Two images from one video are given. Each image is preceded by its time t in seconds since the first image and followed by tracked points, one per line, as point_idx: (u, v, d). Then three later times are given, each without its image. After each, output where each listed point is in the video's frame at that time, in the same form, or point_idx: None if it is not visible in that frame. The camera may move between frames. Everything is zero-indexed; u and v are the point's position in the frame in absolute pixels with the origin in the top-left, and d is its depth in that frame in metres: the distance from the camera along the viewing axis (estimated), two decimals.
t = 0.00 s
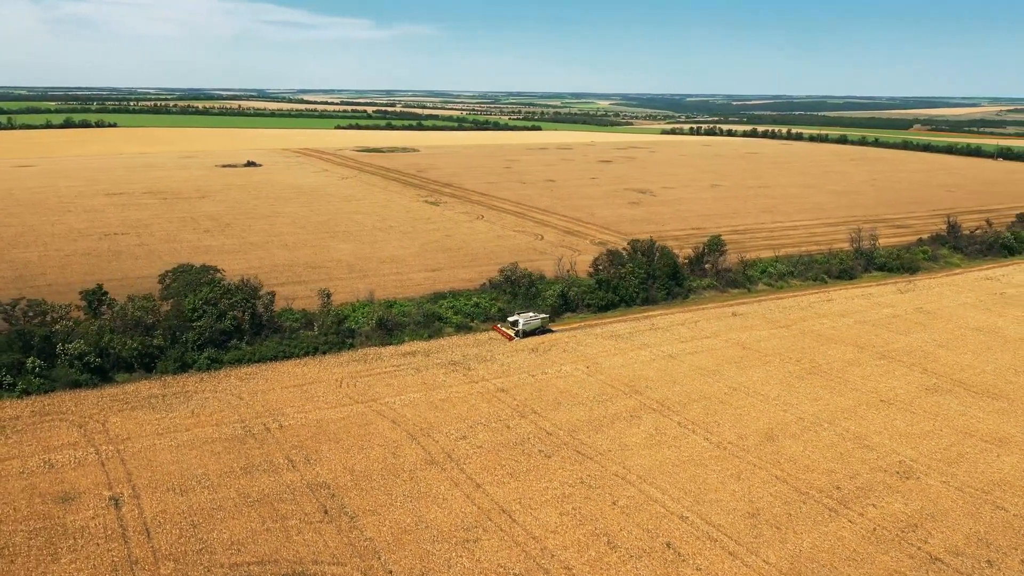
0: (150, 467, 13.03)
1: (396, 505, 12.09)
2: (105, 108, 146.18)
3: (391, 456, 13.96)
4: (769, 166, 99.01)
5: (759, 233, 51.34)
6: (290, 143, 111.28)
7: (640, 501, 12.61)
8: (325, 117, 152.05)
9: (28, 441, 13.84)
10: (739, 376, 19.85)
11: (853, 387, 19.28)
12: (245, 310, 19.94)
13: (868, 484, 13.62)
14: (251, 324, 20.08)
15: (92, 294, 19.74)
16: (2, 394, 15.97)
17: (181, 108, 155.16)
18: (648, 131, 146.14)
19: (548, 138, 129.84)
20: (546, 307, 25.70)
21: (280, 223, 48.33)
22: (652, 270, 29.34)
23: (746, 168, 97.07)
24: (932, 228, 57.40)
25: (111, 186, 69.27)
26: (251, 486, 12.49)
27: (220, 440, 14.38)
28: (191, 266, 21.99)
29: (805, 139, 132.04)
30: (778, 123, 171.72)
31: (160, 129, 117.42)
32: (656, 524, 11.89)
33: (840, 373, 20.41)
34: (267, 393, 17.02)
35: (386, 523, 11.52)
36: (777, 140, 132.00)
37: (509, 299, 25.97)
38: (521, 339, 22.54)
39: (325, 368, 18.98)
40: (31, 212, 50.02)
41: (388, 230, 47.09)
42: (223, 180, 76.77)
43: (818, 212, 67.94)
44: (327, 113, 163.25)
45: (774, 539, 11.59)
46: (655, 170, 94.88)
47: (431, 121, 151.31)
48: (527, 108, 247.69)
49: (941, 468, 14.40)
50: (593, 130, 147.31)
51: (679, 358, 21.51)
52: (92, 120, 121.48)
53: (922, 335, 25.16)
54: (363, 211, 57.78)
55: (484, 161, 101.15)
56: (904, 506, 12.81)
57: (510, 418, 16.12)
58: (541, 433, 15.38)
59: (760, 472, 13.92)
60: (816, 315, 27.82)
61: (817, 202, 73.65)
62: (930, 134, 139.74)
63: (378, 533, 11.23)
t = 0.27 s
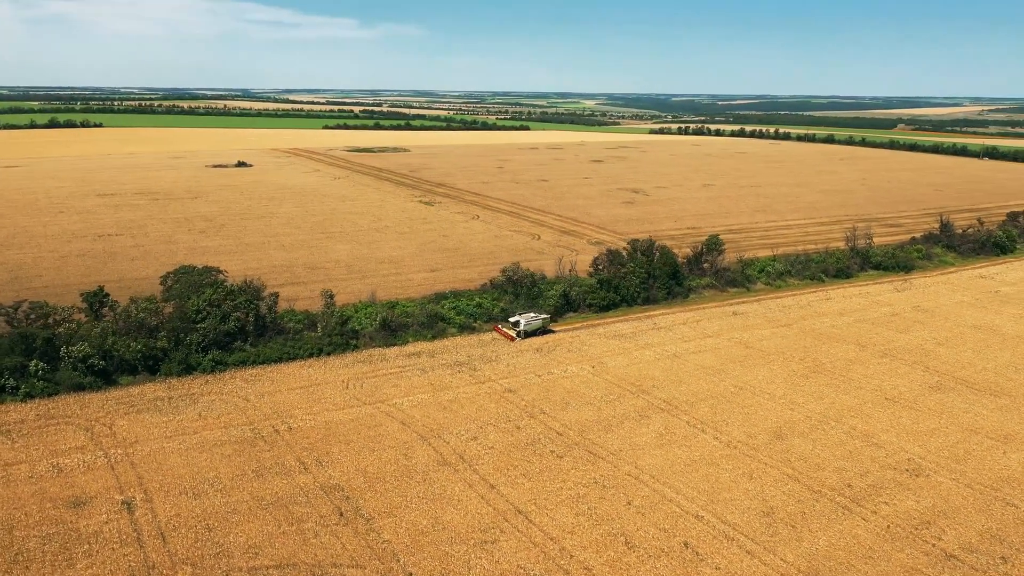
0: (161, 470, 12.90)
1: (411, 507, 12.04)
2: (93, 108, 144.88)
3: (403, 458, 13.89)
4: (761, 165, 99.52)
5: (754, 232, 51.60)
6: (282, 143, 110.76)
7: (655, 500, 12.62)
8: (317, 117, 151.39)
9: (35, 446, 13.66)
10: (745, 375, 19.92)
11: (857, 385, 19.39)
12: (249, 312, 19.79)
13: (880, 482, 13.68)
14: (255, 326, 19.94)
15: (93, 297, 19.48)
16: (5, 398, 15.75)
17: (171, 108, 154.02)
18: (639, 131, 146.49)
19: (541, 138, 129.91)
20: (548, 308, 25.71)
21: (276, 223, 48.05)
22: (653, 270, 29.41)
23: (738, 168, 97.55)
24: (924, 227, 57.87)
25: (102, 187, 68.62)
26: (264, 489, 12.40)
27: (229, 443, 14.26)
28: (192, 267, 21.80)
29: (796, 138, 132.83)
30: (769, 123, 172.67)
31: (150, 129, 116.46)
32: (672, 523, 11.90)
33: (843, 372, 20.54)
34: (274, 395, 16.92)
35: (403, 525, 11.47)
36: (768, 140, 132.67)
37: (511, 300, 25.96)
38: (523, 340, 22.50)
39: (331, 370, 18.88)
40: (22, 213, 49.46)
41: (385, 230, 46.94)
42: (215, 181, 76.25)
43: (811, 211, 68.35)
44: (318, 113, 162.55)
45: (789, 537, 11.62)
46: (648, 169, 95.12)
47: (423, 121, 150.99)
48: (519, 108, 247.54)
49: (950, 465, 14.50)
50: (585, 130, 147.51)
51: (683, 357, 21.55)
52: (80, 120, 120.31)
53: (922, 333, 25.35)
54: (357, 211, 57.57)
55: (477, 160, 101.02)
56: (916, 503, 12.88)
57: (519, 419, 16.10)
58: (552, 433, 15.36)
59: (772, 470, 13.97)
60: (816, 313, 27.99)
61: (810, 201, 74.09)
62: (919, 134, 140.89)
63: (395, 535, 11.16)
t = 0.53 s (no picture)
0: (171, 473, 12.80)
1: (425, 509, 12.00)
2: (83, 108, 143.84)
3: (414, 459, 13.86)
4: (755, 165, 99.93)
5: (750, 232, 51.84)
6: (275, 143, 110.28)
7: (668, 500, 12.63)
8: (309, 117, 150.85)
9: (42, 449, 13.53)
10: (750, 374, 19.98)
11: (861, 383, 19.49)
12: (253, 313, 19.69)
13: (890, 480, 13.73)
14: (259, 327, 19.85)
15: (95, 298, 19.32)
16: (9, 401, 15.55)
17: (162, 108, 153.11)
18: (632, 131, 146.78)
19: (534, 138, 130.00)
20: (551, 307, 25.73)
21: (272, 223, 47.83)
22: (653, 270, 29.48)
23: (731, 167, 97.97)
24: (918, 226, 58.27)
25: (95, 187, 68.09)
26: (277, 492, 12.33)
27: (238, 445, 14.17)
28: (194, 269, 21.65)
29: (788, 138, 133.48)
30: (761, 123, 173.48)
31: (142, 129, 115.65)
32: (686, 523, 11.91)
33: (847, 370, 20.64)
34: (280, 396, 16.83)
35: (418, 527, 11.44)
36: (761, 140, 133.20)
37: (514, 300, 25.96)
38: (527, 340, 22.50)
39: (337, 371, 18.81)
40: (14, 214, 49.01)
41: (382, 231, 46.83)
42: (208, 181, 75.83)
43: (805, 210, 68.69)
44: (310, 113, 161.96)
45: (804, 536, 11.65)
46: (643, 169, 95.34)
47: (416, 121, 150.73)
48: (511, 108, 247.26)
49: (958, 463, 14.57)
50: (578, 130, 147.68)
51: (687, 356, 21.62)
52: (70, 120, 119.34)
53: (922, 331, 25.53)
54: (353, 211, 57.40)
55: (471, 160, 100.90)
56: (927, 501, 12.93)
57: (528, 419, 16.08)
58: (561, 434, 15.36)
59: (782, 469, 14.01)
60: (817, 312, 28.15)
61: (803, 201, 74.46)
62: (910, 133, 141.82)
63: (411, 537, 11.13)
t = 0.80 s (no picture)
0: (184, 476, 12.71)
1: (442, 511, 11.96)
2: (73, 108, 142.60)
3: (428, 460, 13.83)
4: (748, 164, 100.39)
5: (746, 231, 52.05)
6: (267, 143, 109.75)
7: (684, 499, 12.65)
8: (301, 117, 150.25)
9: (52, 453, 13.37)
10: (756, 373, 20.06)
11: (867, 382, 19.59)
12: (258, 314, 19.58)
13: (902, 478, 13.78)
14: (265, 328, 19.74)
15: (98, 300, 19.12)
16: (16, 404, 15.34)
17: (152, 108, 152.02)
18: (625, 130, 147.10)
19: (528, 138, 130.07)
20: (554, 307, 25.76)
21: (268, 223, 47.58)
22: (655, 269, 29.58)
23: (725, 167, 98.41)
24: (911, 225, 58.70)
25: (87, 188, 67.49)
26: (293, 494, 12.27)
27: (250, 447, 14.09)
28: (198, 270, 21.49)
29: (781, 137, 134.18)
30: (752, 123, 174.35)
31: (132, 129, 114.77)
32: (703, 522, 11.92)
33: (852, 368, 20.76)
34: (289, 398, 16.75)
35: (436, 529, 11.41)
36: (753, 139, 133.77)
37: (518, 300, 25.98)
38: (532, 340, 22.52)
39: (344, 372, 18.75)
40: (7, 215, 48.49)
41: (380, 231, 46.72)
42: (202, 181, 75.35)
43: (799, 210, 69.09)
44: (302, 113, 161.25)
45: (821, 534, 11.69)
46: (637, 169, 95.56)
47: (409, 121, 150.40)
48: (503, 108, 247.11)
49: (968, 460, 14.65)
50: (571, 129, 147.84)
51: (693, 356, 21.71)
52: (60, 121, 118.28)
53: (922, 329, 25.75)
54: (349, 211, 57.20)
55: (465, 160, 100.79)
56: (941, 499, 12.98)
57: (539, 419, 16.09)
58: (573, 433, 15.37)
59: (795, 468, 14.05)
60: (817, 311, 28.35)
61: (797, 200, 74.88)
62: (900, 133, 142.91)
63: (431, 539, 11.10)
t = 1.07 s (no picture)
0: (199, 479, 12.62)
1: (460, 513, 11.94)
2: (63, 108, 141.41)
3: (443, 461, 13.81)
4: (742, 164, 100.80)
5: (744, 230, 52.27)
6: (260, 143, 109.23)
7: (701, 499, 12.66)
8: (294, 117, 149.69)
9: (64, 456, 13.22)
10: (763, 372, 20.16)
11: (872, 380, 19.71)
12: (265, 315, 19.47)
13: (915, 475, 13.85)
14: (271, 329, 19.63)
15: (103, 301, 18.90)
16: (23, 407, 15.13)
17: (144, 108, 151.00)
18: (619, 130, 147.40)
19: (522, 137, 130.08)
20: (559, 307, 25.80)
21: (266, 224, 47.34)
22: (657, 269, 29.69)
23: (719, 166, 98.79)
24: (906, 224, 59.14)
25: (80, 188, 66.95)
26: (310, 497, 12.22)
27: (263, 450, 13.99)
28: (202, 271, 21.35)
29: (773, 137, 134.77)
30: (744, 123, 175.07)
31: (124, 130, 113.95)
32: (721, 521, 11.95)
33: (857, 367, 20.89)
34: (299, 400, 16.68)
35: (456, 530, 11.38)
36: (746, 139, 134.32)
37: (522, 300, 26.01)
38: (539, 340, 22.54)
39: (352, 374, 18.69)
40: None
41: (378, 232, 46.60)
42: (196, 182, 74.93)
43: (794, 209, 69.42)
44: (295, 113, 160.65)
45: (839, 532, 11.72)
46: (632, 168, 95.73)
47: (403, 121, 150.07)
48: (496, 108, 247.03)
49: (979, 458, 14.72)
50: (565, 129, 148.01)
51: (699, 355, 21.80)
52: (51, 121, 117.28)
53: (923, 327, 25.93)
54: (346, 211, 57.02)
55: (460, 160, 100.65)
56: (955, 496, 13.04)
57: (550, 419, 16.09)
58: (585, 433, 15.38)
59: (808, 466, 14.11)
60: (819, 310, 28.50)
61: (791, 200, 75.25)
62: (891, 132, 143.83)
63: (451, 541, 11.07)
